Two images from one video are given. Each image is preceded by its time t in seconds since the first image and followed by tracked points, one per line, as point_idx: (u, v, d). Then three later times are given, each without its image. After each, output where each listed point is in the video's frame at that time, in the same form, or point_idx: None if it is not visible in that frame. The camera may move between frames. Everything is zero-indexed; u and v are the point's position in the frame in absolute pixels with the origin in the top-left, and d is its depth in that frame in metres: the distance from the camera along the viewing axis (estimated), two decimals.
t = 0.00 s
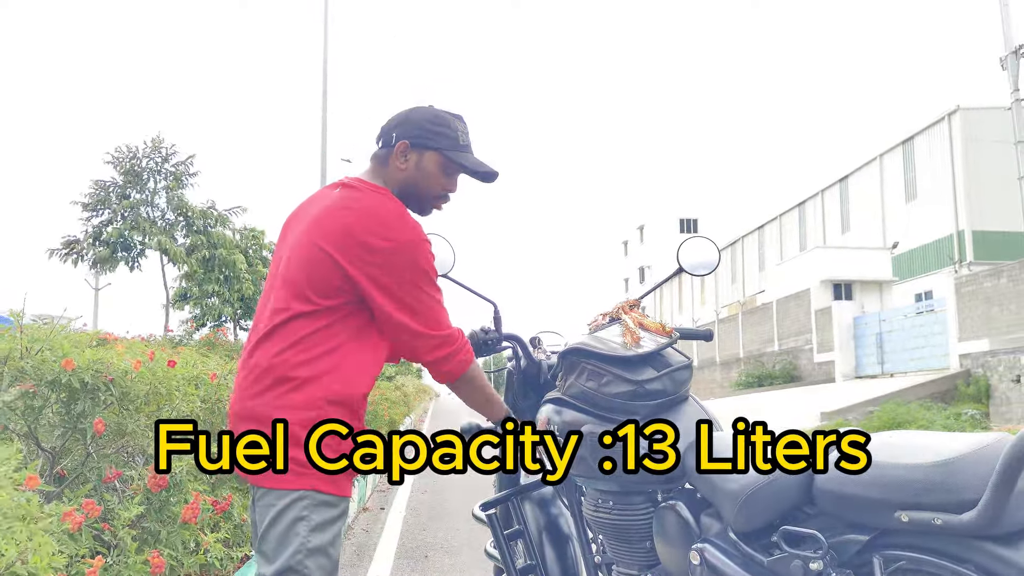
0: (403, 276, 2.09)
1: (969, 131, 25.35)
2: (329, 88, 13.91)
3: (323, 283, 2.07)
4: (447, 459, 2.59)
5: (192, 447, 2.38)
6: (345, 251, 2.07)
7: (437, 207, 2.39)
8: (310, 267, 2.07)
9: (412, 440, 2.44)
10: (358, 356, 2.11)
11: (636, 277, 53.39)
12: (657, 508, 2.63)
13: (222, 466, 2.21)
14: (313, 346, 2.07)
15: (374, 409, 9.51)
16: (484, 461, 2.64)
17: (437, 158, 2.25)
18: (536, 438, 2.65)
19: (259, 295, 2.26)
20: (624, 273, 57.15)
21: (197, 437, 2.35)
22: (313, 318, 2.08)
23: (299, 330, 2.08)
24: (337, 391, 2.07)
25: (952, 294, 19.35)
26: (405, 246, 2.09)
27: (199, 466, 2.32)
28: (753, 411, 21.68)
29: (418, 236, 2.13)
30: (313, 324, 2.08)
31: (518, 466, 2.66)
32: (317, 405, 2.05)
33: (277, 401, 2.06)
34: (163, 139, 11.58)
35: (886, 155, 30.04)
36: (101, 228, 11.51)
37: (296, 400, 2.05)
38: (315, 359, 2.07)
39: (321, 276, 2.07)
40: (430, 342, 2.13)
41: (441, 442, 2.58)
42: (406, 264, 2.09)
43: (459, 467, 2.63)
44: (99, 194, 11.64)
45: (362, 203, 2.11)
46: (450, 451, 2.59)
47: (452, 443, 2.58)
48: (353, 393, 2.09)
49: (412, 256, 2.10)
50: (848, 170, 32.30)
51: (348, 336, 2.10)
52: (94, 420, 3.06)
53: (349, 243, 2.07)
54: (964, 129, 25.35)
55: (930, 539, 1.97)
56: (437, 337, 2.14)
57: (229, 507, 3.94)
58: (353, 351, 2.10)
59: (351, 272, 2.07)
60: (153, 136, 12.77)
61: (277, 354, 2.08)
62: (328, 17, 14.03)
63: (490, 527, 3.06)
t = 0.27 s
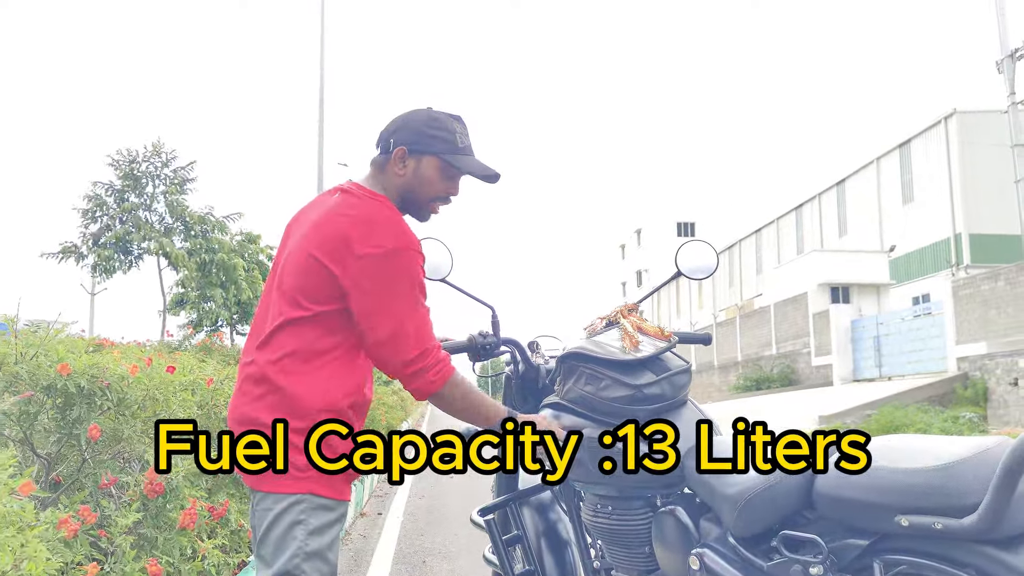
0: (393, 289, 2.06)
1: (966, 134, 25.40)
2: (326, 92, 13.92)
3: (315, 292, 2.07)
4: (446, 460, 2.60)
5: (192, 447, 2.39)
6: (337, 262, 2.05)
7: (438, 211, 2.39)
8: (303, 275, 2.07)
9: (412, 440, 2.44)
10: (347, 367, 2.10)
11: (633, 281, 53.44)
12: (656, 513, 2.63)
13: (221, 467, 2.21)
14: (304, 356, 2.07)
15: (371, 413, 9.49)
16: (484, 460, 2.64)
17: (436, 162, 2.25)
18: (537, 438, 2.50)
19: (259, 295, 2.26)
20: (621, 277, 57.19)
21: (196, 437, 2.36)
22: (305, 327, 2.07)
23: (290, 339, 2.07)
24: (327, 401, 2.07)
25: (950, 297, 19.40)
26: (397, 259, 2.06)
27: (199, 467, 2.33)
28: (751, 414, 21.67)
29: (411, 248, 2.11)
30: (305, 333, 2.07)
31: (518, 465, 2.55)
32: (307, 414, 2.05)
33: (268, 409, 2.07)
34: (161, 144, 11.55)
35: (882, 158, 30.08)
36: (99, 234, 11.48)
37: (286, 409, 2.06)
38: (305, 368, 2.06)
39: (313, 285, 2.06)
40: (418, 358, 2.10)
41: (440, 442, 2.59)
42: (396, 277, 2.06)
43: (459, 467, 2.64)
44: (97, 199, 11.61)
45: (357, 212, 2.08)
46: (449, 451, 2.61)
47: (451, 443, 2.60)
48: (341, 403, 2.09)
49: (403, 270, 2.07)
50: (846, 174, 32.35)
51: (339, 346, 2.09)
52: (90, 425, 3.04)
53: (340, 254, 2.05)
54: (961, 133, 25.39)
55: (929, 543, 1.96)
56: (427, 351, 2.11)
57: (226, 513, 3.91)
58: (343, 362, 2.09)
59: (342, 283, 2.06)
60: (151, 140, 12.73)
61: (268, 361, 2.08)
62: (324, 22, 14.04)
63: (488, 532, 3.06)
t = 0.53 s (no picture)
0: (400, 298, 2.07)
1: (962, 138, 25.47)
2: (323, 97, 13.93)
3: (321, 300, 2.07)
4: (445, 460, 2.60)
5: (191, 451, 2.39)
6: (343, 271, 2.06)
7: (444, 228, 2.39)
8: (310, 283, 2.08)
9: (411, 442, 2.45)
10: (352, 375, 2.10)
11: (631, 286, 53.50)
12: (653, 517, 2.62)
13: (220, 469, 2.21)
14: (310, 363, 2.06)
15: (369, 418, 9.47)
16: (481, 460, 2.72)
17: (446, 182, 2.25)
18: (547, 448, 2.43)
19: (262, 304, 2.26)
20: (619, 281, 57.23)
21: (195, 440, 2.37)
22: (310, 335, 2.08)
23: (295, 346, 2.07)
24: (331, 409, 2.06)
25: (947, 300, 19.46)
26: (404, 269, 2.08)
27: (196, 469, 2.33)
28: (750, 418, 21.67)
29: (419, 258, 2.12)
30: (311, 341, 2.07)
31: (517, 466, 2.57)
32: (309, 421, 2.03)
33: (269, 415, 2.05)
34: (161, 149, 11.54)
35: (879, 162, 30.15)
36: (97, 239, 11.46)
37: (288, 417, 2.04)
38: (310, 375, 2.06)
39: (319, 293, 2.07)
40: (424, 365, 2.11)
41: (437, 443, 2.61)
42: (403, 286, 2.07)
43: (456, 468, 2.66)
44: (96, 204, 11.58)
45: (366, 222, 2.10)
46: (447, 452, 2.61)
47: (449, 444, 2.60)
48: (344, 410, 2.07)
49: (410, 278, 2.09)
50: (842, 178, 32.43)
51: (344, 354, 2.09)
52: (86, 430, 3.03)
53: (348, 263, 2.07)
54: (957, 136, 25.45)
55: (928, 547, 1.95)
56: (434, 359, 2.11)
57: (223, 518, 3.90)
58: (348, 370, 2.09)
59: (349, 292, 2.07)
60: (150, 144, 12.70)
61: (273, 367, 2.07)
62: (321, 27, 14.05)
63: (486, 536, 3.06)
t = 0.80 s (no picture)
0: (410, 300, 2.08)
1: (958, 141, 25.53)
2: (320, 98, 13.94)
3: (330, 301, 2.08)
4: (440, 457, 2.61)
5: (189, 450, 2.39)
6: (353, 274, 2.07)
7: (448, 236, 2.39)
8: (319, 284, 2.08)
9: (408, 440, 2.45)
10: (360, 376, 2.10)
11: (628, 288, 53.56)
12: (650, 517, 2.62)
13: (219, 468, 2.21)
14: (318, 363, 2.07)
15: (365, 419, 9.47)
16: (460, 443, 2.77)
17: (455, 191, 2.26)
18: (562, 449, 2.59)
19: (264, 302, 2.25)
20: (616, 283, 57.27)
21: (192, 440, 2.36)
22: (318, 335, 2.08)
23: (303, 346, 2.07)
24: (339, 410, 2.06)
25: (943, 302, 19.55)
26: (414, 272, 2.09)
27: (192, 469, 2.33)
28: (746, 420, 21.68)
29: (425, 261, 2.14)
30: (319, 342, 2.08)
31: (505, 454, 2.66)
32: (316, 423, 2.04)
33: (275, 414, 2.05)
34: (159, 150, 11.52)
35: (875, 164, 30.22)
36: (93, 240, 11.43)
37: (297, 417, 2.03)
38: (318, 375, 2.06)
39: (328, 296, 2.07)
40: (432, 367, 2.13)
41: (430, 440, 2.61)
42: (413, 288, 2.09)
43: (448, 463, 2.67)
44: (93, 205, 11.55)
45: (375, 227, 2.10)
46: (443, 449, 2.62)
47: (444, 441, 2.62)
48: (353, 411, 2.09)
49: (420, 281, 2.10)
50: (839, 180, 32.49)
51: (351, 354, 2.10)
52: (84, 430, 3.02)
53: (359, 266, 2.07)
54: (953, 139, 25.50)
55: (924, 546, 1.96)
56: (438, 361, 2.14)
57: (221, 519, 3.89)
58: (355, 372, 2.10)
59: (360, 293, 2.08)
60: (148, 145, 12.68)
61: (279, 367, 2.07)
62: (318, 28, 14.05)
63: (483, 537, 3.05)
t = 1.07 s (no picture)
0: (407, 296, 2.08)
1: (956, 140, 25.54)
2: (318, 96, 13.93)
3: (328, 297, 2.08)
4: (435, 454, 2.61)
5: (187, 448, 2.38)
6: (351, 270, 2.08)
7: (446, 230, 2.39)
8: (318, 280, 2.08)
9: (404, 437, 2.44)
10: (359, 372, 2.11)
11: (626, 287, 53.60)
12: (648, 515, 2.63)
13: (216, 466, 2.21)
14: (316, 360, 2.07)
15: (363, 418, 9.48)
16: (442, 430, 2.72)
17: (451, 184, 2.26)
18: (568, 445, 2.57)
19: (262, 300, 2.26)
20: (614, 283, 57.30)
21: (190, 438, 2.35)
22: (316, 332, 2.08)
23: (301, 343, 2.07)
24: (337, 407, 2.07)
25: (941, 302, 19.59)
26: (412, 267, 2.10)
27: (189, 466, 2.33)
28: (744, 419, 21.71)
29: (424, 256, 2.14)
30: (317, 338, 2.08)
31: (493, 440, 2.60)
32: (315, 419, 2.04)
33: (274, 411, 2.05)
34: (153, 148, 11.50)
35: (874, 164, 30.25)
36: (89, 238, 11.40)
37: (295, 413, 2.04)
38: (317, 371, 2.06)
39: (326, 292, 2.08)
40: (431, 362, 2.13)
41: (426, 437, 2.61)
42: (411, 284, 2.09)
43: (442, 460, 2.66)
44: (88, 203, 11.53)
45: (373, 223, 2.11)
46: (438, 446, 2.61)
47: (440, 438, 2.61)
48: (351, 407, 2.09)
49: (418, 276, 2.11)
50: (837, 180, 32.51)
51: (349, 351, 2.10)
52: (82, 428, 3.02)
53: (356, 262, 2.07)
54: (951, 138, 25.52)
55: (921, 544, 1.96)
56: (437, 356, 2.13)
57: (218, 518, 3.89)
58: (353, 368, 2.10)
59: (358, 289, 2.08)
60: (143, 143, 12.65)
61: (277, 364, 2.07)
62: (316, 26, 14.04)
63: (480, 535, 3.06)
